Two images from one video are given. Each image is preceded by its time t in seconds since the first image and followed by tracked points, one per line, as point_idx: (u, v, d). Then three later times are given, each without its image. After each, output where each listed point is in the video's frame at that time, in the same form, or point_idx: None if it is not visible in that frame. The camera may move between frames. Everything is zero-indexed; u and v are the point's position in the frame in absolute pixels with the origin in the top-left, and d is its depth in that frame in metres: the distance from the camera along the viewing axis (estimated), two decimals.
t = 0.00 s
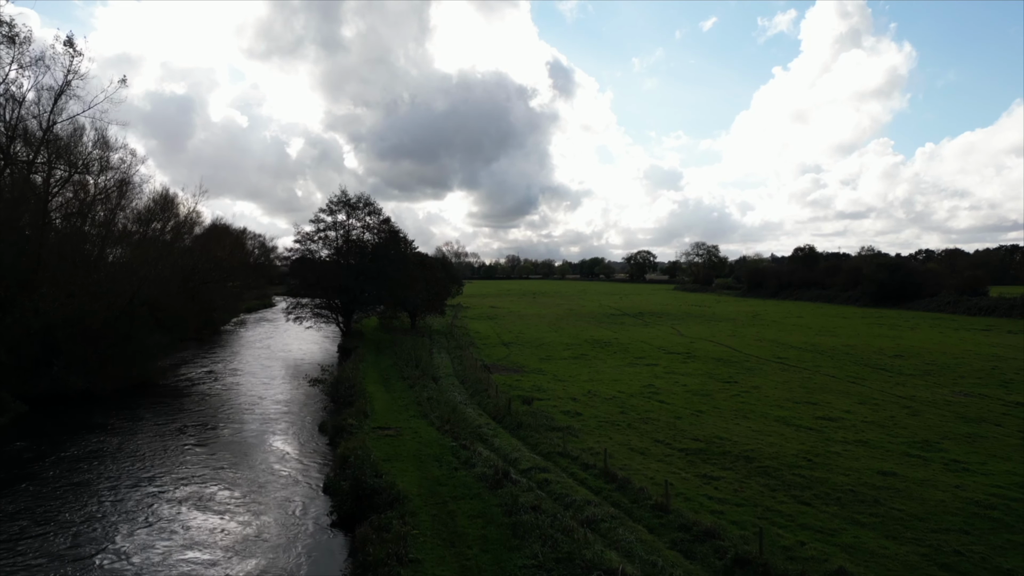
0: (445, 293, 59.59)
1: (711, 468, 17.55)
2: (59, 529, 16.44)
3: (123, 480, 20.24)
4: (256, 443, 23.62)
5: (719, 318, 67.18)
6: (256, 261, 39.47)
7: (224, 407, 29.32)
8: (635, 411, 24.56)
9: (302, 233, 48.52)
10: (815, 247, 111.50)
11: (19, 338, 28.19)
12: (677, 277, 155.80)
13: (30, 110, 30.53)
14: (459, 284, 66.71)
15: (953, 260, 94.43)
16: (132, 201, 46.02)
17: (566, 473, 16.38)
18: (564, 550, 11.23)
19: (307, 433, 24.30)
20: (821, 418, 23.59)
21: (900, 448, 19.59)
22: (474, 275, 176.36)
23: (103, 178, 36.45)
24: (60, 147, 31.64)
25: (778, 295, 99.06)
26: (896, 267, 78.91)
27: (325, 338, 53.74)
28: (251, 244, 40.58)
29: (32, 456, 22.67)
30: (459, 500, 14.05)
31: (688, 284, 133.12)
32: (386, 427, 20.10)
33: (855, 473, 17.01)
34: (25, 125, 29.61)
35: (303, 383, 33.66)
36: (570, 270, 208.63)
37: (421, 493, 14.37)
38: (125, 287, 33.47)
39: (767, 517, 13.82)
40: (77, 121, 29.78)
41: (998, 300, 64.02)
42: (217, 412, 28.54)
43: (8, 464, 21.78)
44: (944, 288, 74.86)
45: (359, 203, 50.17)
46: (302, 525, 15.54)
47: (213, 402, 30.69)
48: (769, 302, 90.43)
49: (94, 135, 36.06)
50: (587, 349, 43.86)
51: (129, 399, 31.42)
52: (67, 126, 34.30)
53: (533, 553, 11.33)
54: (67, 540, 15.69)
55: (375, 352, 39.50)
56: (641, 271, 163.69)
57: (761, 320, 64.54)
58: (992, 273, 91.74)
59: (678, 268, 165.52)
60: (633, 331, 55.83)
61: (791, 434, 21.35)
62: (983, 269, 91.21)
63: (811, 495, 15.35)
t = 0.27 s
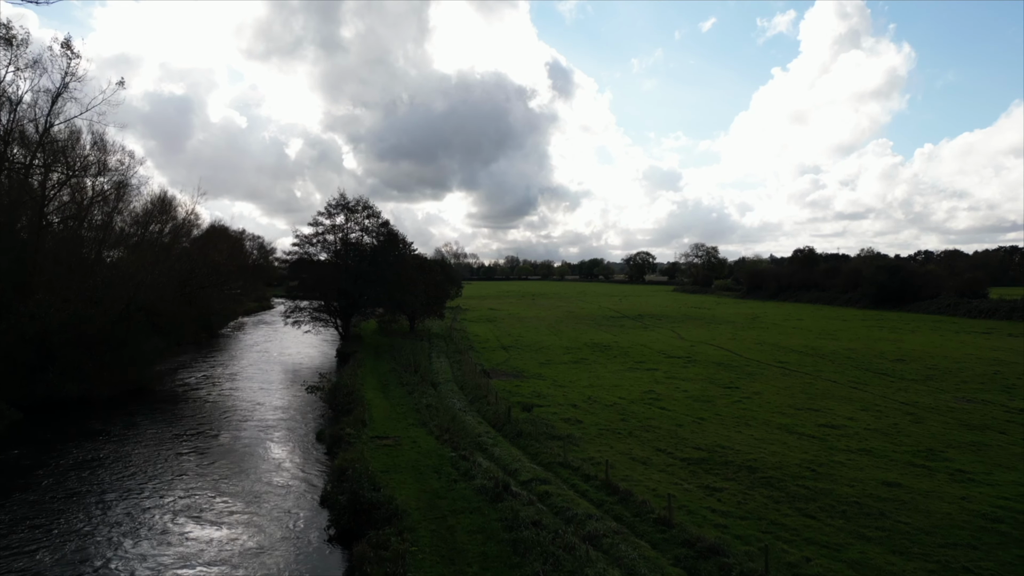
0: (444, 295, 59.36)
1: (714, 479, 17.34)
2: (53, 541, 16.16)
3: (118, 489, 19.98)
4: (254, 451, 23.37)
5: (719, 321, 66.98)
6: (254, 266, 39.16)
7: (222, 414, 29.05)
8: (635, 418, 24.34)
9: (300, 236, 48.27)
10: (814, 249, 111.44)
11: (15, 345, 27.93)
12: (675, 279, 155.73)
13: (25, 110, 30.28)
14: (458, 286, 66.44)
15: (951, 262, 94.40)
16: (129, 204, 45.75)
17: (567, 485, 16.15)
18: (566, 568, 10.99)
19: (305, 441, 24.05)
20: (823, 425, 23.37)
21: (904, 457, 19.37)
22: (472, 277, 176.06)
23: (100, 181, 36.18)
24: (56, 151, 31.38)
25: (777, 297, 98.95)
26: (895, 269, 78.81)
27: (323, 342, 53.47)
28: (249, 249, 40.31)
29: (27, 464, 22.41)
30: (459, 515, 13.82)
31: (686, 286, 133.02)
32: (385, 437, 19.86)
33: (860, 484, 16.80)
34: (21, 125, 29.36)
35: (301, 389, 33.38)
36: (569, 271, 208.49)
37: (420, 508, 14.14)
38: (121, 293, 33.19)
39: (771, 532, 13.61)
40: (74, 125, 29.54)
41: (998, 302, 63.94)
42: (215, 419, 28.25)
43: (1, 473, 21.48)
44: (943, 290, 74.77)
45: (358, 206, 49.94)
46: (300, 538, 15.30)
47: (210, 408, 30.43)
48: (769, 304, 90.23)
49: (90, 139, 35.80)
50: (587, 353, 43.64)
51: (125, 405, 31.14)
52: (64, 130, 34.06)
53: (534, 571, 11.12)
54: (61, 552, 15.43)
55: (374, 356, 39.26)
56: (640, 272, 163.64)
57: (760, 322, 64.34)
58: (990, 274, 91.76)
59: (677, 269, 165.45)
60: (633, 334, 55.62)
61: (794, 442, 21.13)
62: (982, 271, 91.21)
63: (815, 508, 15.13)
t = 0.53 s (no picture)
0: (443, 298, 59.10)
1: (716, 490, 17.13)
2: (47, 553, 15.94)
3: (114, 499, 19.76)
4: (251, 459, 23.14)
5: (719, 323, 66.79)
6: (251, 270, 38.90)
7: (219, 420, 28.82)
8: (636, 426, 24.12)
9: (299, 239, 48.06)
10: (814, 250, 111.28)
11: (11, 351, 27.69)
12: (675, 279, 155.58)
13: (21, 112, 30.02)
14: (457, 289, 66.17)
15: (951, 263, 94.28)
16: (126, 207, 45.48)
17: (568, 497, 15.92)
18: None
19: (303, 449, 23.87)
20: (826, 433, 23.15)
21: (908, 467, 19.15)
22: (471, 278, 175.78)
23: (96, 185, 35.91)
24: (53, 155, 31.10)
25: (777, 298, 98.82)
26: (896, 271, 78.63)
27: (322, 347, 53.23)
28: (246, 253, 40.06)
29: (22, 473, 22.19)
30: (457, 530, 13.59)
31: (686, 287, 132.87)
32: (383, 447, 19.62)
33: (864, 496, 16.59)
34: (17, 128, 29.09)
35: (299, 395, 33.15)
36: (569, 272, 208.28)
37: (418, 522, 13.91)
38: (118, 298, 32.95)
39: (776, 547, 13.39)
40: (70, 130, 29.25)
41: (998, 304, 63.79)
42: (212, 425, 28.05)
43: None
44: (943, 292, 74.58)
45: (357, 210, 49.68)
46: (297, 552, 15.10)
47: (207, 414, 30.20)
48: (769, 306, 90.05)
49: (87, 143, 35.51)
50: (587, 357, 43.41)
51: (121, 412, 30.91)
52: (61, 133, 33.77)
53: None
54: (55, 565, 15.23)
55: (372, 361, 39.02)
56: (639, 273, 163.49)
57: (761, 325, 64.15)
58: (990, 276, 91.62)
59: (676, 270, 165.25)
60: (633, 337, 55.38)
61: (797, 451, 20.91)
62: (982, 272, 91.09)
63: (820, 521, 14.92)
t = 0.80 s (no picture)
0: (442, 301, 58.84)
1: (719, 501, 16.92)
2: (41, 564, 15.74)
3: (110, 507, 19.55)
4: (249, 467, 22.94)
5: (719, 325, 66.61)
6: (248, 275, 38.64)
7: (216, 426, 28.60)
8: (637, 433, 23.90)
9: (297, 243, 47.86)
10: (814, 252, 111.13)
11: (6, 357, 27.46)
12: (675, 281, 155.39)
13: (16, 115, 29.77)
14: (457, 291, 65.89)
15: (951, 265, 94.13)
16: (124, 210, 45.25)
17: (569, 510, 15.69)
18: None
19: (301, 457, 23.66)
20: (829, 441, 22.93)
21: (911, 476, 18.94)
22: (471, 279, 175.51)
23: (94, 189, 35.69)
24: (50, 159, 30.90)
25: (777, 300, 98.63)
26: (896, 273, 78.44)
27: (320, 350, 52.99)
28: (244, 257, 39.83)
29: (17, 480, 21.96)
30: (457, 544, 13.37)
31: (686, 288, 132.64)
32: (381, 456, 19.40)
33: (869, 507, 16.37)
34: (12, 131, 28.85)
35: (297, 401, 32.93)
36: (568, 273, 208.03)
37: (416, 537, 13.69)
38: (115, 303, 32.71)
39: (780, 561, 13.17)
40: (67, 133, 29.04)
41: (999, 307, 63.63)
42: (209, 431, 27.83)
43: None
44: (944, 294, 74.34)
45: (355, 212, 49.47)
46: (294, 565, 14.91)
47: (204, 420, 29.98)
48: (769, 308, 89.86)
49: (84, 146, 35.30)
50: (586, 361, 43.21)
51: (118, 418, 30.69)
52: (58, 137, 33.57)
53: None
54: None
55: (371, 366, 38.76)
56: (639, 274, 163.29)
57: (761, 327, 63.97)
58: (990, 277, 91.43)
59: (676, 271, 165.00)
60: (633, 340, 55.17)
61: (799, 459, 20.69)
62: (982, 273, 90.90)
63: (825, 534, 14.70)
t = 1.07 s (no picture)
0: (441, 304, 58.59)
1: (722, 512, 16.68)
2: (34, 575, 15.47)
3: (105, 516, 19.29)
4: (246, 474, 22.69)
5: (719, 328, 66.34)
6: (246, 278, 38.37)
7: (213, 432, 28.36)
8: (638, 440, 23.67)
9: (296, 245, 47.63)
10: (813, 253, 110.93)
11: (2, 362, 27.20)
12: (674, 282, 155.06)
13: (13, 117, 29.53)
14: (456, 294, 65.61)
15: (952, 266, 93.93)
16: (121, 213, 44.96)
17: (570, 522, 15.45)
18: None
19: (298, 465, 23.42)
20: (831, 448, 22.70)
21: (915, 486, 18.70)
22: (470, 280, 175.14)
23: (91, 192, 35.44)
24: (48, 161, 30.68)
25: (777, 302, 98.39)
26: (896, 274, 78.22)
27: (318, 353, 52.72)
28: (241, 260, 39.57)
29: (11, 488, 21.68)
30: (456, 559, 13.14)
31: (686, 290, 132.36)
32: (379, 466, 19.15)
33: (874, 518, 16.14)
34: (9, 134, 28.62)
35: (295, 406, 32.68)
36: (568, 274, 207.68)
37: (414, 551, 13.45)
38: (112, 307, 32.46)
39: None
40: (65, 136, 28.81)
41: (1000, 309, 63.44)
42: (206, 437, 27.55)
43: None
44: (944, 296, 74.03)
45: (354, 215, 49.22)
46: None
47: (201, 426, 29.72)
48: (769, 309, 89.62)
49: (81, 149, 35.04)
50: (586, 365, 42.97)
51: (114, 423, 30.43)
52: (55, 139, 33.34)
53: None
54: None
55: (369, 370, 38.50)
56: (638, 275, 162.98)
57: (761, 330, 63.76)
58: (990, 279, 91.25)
59: (676, 273, 164.69)
60: (632, 342, 54.95)
61: (801, 468, 20.45)
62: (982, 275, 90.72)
63: (830, 547, 14.47)
